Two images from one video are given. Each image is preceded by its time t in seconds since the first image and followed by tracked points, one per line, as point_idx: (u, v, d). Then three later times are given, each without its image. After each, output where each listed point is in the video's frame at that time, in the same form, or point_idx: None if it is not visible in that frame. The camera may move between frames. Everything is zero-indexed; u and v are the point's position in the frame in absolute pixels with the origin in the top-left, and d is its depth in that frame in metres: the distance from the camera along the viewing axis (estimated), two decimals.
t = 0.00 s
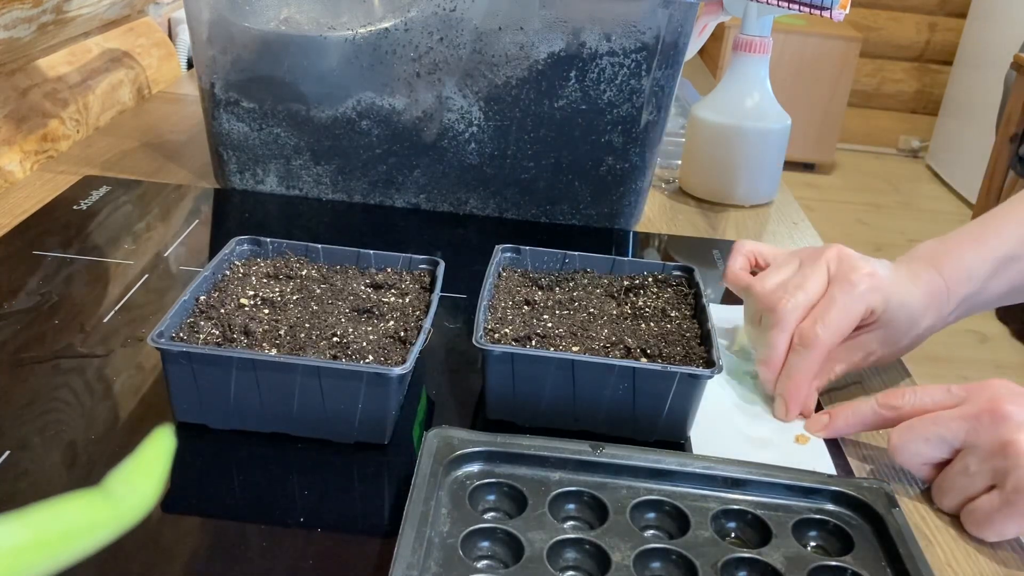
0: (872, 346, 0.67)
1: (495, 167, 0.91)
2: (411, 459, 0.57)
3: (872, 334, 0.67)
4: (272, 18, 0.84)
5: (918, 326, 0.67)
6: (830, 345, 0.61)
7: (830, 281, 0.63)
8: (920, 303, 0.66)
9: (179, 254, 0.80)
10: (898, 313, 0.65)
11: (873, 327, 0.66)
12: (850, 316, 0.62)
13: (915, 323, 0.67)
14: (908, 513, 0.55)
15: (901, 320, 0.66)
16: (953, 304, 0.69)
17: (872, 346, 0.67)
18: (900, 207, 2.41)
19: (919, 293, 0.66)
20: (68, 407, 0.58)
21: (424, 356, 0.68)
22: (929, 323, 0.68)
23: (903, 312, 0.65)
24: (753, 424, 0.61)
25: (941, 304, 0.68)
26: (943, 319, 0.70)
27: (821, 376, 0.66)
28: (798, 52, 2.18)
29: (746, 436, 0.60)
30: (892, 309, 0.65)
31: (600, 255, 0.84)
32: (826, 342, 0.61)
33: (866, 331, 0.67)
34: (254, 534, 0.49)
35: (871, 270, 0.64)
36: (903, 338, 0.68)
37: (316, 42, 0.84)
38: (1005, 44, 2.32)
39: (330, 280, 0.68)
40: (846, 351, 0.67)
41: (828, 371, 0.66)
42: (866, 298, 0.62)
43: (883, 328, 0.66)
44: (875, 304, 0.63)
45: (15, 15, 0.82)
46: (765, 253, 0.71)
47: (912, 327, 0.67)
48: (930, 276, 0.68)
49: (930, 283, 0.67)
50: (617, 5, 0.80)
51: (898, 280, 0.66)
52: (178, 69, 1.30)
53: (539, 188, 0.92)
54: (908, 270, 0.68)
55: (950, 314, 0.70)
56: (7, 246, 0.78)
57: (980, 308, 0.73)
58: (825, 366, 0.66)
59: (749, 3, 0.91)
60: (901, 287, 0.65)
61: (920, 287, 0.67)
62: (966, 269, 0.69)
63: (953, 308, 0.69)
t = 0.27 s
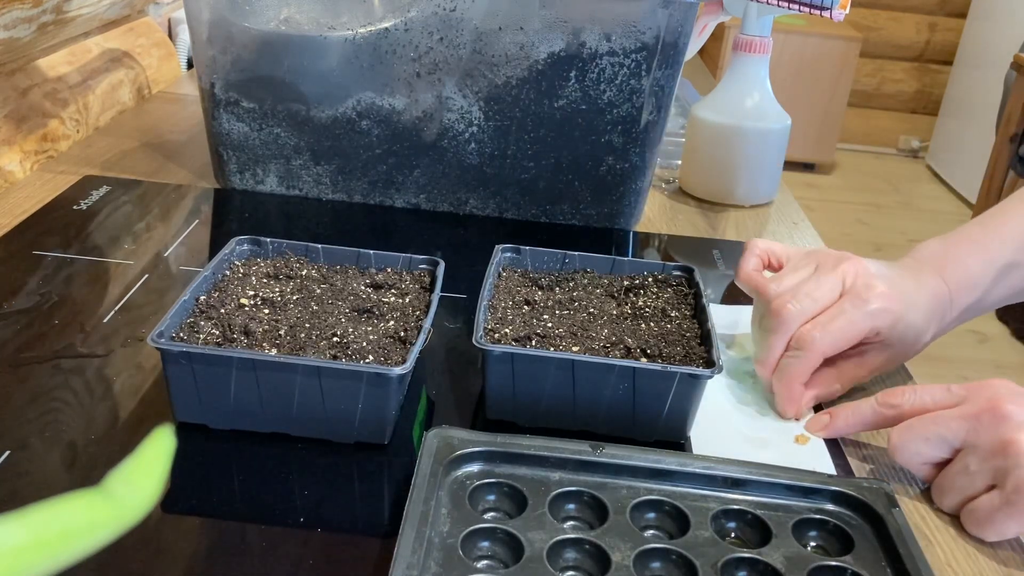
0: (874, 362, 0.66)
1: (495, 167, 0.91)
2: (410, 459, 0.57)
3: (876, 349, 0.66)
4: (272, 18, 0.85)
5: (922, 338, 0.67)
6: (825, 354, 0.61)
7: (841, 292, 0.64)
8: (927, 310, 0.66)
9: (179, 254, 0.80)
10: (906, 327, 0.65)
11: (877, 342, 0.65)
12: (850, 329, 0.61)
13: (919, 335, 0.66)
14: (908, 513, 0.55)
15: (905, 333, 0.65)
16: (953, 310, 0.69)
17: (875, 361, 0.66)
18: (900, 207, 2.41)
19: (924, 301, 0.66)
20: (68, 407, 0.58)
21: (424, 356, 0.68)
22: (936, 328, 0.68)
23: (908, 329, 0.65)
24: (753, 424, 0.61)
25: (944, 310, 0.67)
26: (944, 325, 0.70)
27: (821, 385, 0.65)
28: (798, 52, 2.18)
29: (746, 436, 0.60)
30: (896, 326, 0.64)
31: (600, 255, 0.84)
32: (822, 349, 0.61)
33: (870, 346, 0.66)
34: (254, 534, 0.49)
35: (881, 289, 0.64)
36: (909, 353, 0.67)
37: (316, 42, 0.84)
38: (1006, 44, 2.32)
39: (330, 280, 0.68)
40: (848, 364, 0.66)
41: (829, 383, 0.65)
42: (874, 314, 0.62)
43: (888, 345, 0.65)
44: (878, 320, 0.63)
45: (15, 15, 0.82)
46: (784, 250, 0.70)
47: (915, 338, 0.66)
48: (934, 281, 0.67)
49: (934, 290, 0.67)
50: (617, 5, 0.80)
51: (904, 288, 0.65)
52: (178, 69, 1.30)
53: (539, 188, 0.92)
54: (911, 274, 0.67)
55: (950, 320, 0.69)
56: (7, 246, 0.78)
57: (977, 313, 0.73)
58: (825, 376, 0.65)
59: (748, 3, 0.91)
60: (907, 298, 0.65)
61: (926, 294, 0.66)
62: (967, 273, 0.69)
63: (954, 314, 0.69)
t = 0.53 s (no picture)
0: (864, 339, 0.64)
1: (495, 167, 0.91)
2: (411, 459, 0.57)
3: (864, 326, 0.64)
4: (272, 18, 0.85)
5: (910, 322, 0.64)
6: (775, 320, 0.60)
7: (796, 272, 0.65)
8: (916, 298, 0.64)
9: (179, 254, 0.80)
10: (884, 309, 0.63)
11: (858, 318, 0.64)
12: (802, 294, 0.61)
13: (905, 319, 0.64)
14: (908, 513, 0.55)
15: (886, 310, 0.63)
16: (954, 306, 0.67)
17: (866, 342, 0.65)
18: (900, 207, 2.41)
19: (910, 297, 0.64)
20: (68, 408, 0.58)
21: (424, 356, 0.68)
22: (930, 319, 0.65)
23: (883, 304, 0.63)
24: (753, 424, 0.61)
25: (942, 307, 0.65)
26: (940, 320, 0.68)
27: (803, 356, 0.63)
28: (798, 52, 2.18)
29: (746, 436, 0.60)
30: (865, 297, 0.62)
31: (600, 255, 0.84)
32: (770, 313, 0.60)
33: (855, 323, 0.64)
34: (255, 534, 0.49)
35: (839, 264, 0.64)
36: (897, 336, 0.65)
37: (316, 42, 0.84)
38: (1006, 44, 2.32)
39: (330, 280, 0.68)
40: (838, 342, 0.64)
41: (814, 355, 0.63)
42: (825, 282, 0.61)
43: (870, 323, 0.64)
44: (831, 285, 0.61)
45: (15, 15, 0.82)
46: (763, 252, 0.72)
47: (907, 320, 0.64)
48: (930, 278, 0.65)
49: (930, 288, 0.65)
50: (617, 5, 0.80)
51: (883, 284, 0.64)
52: (179, 68, 1.30)
53: (539, 188, 0.92)
54: (903, 268, 0.66)
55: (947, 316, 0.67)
56: (7, 246, 0.78)
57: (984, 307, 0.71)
58: (809, 348, 0.63)
59: (748, 3, 0.91)
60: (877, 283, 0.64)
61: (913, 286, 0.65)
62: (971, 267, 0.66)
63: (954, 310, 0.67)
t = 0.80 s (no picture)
0: (848, 255, 0.62)
1: (495, 167, 0.91)
2: (410, 459, 0.57)
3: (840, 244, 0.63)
4: (272, 18, 0.85)
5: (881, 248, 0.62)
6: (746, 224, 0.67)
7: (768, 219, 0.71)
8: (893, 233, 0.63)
9: (179, 254, 0.80)
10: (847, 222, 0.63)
11: (837, 233, 0.64)
12: (772, 202, 0.66)
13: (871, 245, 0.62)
14: (908, 513, 0.55)
15: (858, 223, 0.63)
16: (948, 260, 0.64)
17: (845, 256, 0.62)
18: (900, 207, 2.41)
19: (884, 235, 0.62)
20: (68, 408, 0.58)
21: (424, 356, 0.68)
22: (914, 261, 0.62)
23: (858, 220, 0.63)
24: (753, 424, 0.61)
25: (932, 258, 0.63)
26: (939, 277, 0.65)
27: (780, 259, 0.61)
28: (798, 52, 2.18)
29: (746, 436, 0.60)
30: (832, 206, 0.64)
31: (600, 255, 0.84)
32: (741, 214, 0.67)
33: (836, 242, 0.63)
34: (255, 534, 0.49)
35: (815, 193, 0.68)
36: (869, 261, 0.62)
37: (316, 41, 0.84)
38: (1006, 44, 2.32)
39: (330, 280, 0.68)
40: (819, 254, 0.61)
41: (792, 259, 0.61)
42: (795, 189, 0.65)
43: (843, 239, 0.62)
44: (801, 189, 0.65)
45: (15, 15, 0.82)
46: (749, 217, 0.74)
47: (886, 240, 0.62)
48: (912, 227, 0.63)
49: (910, 235, 0.63)
50: (617, 5, 0.80)
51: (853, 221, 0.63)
52: (179, 69, 1.30)
53: (539, 188, 0.92)
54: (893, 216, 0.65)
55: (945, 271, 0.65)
56: (7, 246, 0.78)
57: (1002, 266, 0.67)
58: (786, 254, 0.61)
59: (748, 3, 0.91)
60: (847, 208, 0.64)
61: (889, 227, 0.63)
62: (963, 220, 0.63)
63: (953, 264, 0.64)
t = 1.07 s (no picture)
0: (671, 210, 0.64)
1: (495, 167, 0.91)
2: (411, 459, 0.57)
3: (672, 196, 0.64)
4: (272, 18, 0.84)
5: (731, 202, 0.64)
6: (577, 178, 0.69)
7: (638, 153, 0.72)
8: (709, 189, 0.63)
9: (179, 254, 0.80)
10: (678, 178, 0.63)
11: (661, 186, 0.64)
12: (604, 156, 0.67)
13: (748, 197, 0.64)
14: (908, 513, 0.55)
15: (683, 176, 0.63)
16: (870, 201, 0.63)
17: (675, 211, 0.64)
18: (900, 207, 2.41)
19: (774, 174, 0.64)
20: (68, 408, 0.58)
21: (424, 356, 0.68)
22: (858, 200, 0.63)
23: (687, 174, 0.63)
24: (754, 425, 0.61)
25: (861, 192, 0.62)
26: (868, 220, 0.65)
27: (600, 212, 0.63)
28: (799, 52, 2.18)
29: (747, 436, 0.60)
30: (661, 160, 0.63)
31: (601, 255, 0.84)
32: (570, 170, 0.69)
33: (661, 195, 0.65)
34: (254, 534, 0.49)
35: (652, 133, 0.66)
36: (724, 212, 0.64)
37: (316, 42, 0.84)
38: (1006, 44, 2.31)
39: (330, 280, 0.68)
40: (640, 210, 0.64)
41: (611, 211, 0.63)
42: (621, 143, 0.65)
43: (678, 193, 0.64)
44: (627, 145, 0.65)
45: (15, 15, 0.82)
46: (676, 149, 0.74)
47: (716, 195, 0.63)
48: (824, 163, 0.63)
49: (818, 172, 0.63)
50: (617, 5, 0.80)
51: (739, 165, 0.64)
52: (179, 69, 1.30)
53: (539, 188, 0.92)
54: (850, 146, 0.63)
55: (867, 212, 0.64)
56: (7, 246, 0.78)
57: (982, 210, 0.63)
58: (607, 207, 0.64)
59: (748, 3, 0.91)
60: (732, 163, 0.64)
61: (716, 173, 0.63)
62: (893, 159, 0.61)
63: (876, 207, 0.63)
